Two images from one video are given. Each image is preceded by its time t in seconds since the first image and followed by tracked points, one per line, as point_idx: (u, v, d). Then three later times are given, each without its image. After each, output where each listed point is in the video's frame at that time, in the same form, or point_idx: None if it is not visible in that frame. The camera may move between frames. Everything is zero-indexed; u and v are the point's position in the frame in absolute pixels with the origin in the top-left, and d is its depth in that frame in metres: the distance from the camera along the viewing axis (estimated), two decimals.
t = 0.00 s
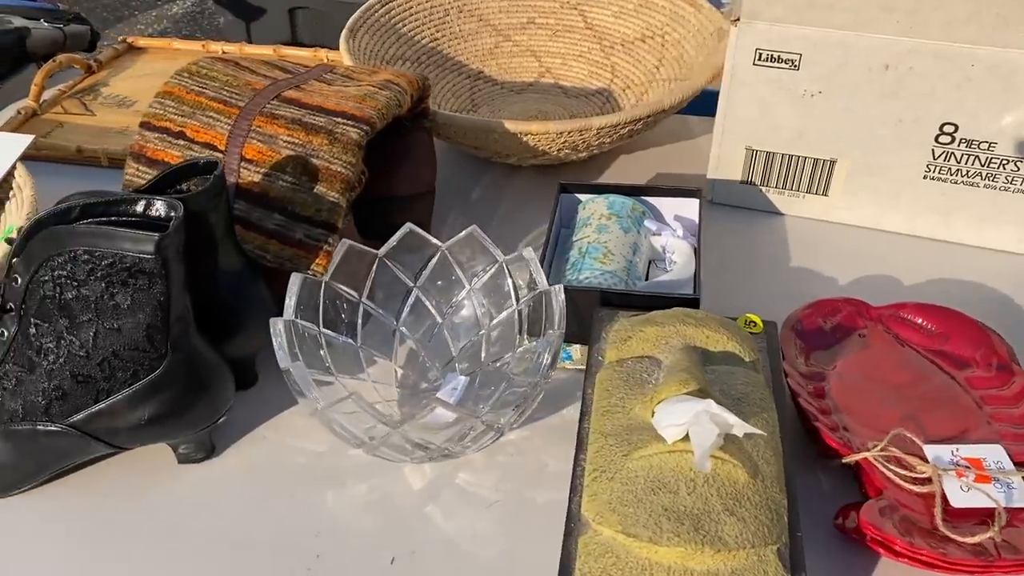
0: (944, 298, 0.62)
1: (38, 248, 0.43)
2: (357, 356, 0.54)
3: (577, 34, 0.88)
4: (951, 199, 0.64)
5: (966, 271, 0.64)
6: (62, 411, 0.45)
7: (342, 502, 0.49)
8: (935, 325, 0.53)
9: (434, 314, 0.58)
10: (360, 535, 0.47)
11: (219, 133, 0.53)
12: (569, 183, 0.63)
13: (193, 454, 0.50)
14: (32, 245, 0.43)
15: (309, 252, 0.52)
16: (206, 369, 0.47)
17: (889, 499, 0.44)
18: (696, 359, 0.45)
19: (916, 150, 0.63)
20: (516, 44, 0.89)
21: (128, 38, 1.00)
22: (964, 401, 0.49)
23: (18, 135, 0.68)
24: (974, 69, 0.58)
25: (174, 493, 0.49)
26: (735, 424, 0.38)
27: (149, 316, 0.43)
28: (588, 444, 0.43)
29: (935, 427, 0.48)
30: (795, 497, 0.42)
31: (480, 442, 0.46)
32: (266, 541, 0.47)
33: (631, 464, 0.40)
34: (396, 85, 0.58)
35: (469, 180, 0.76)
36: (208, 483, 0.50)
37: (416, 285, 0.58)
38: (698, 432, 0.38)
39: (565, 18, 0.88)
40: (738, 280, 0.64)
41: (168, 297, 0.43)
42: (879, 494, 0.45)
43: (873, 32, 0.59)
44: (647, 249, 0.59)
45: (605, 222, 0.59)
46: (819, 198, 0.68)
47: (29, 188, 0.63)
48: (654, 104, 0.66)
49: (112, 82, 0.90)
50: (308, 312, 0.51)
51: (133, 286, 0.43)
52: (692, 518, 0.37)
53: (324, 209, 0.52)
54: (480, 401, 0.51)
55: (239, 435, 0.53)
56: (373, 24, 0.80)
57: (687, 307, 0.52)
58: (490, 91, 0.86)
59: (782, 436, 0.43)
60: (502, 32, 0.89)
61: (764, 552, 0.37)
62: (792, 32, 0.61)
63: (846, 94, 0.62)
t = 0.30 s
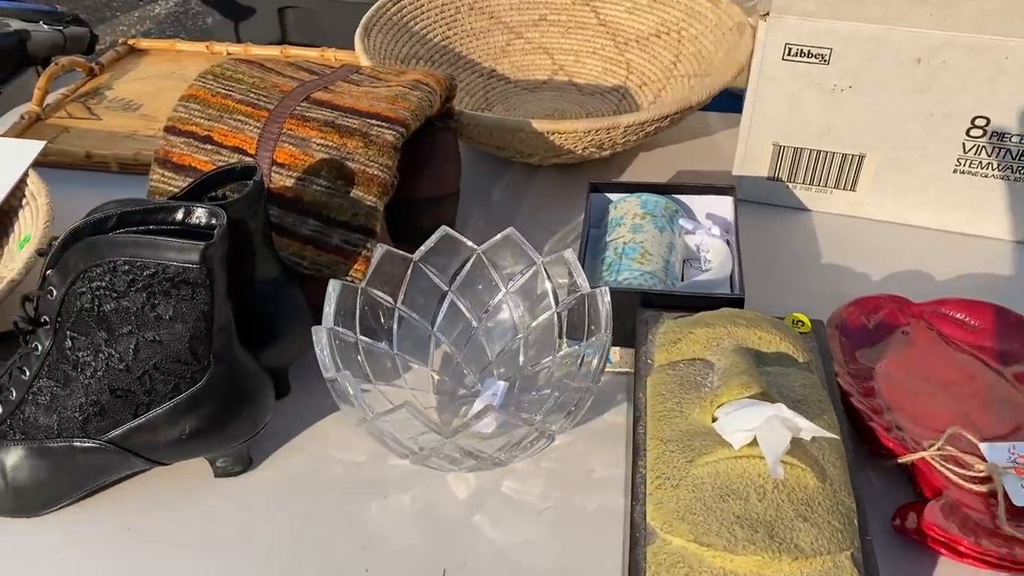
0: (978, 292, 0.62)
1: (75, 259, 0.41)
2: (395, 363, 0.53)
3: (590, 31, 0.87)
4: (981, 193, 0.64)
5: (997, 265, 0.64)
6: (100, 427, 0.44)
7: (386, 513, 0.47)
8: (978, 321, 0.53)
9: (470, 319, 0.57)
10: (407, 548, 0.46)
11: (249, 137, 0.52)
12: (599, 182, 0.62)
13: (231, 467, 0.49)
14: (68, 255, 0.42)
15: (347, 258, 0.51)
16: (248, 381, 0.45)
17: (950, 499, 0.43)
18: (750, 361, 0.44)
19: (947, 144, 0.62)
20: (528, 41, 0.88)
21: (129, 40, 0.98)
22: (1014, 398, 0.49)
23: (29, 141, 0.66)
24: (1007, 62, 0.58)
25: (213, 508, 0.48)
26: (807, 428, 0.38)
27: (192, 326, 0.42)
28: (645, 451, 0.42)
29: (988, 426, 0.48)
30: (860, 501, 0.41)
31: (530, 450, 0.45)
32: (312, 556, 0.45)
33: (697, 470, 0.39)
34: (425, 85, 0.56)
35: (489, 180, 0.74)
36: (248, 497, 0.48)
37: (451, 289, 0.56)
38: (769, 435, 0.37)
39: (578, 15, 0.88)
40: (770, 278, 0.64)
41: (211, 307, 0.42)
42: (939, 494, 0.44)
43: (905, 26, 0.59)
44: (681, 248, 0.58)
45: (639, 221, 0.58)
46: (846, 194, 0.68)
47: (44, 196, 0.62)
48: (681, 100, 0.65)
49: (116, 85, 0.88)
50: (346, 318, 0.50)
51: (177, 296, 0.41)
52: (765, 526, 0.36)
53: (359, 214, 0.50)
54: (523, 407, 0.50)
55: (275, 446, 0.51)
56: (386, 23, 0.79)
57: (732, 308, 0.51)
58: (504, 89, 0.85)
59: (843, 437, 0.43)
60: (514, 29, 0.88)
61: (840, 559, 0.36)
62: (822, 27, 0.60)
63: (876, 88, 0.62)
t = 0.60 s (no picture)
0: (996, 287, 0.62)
1: (104, 270, 0.40)
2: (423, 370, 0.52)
3: (594, 30, 0.87)
4: (997, 187, 0.64)
5: (1013, 259, 0.64)
6: (130, 441, 0.43)
7: (422, 523, 0.47)
8: (1005, 316, 0.52)
9: (495, 322, 0.56)
10: (446, 558, 0.45)
11: (270, 142, 0.51)
12: (617, 182, 0.61)
13: (261, 479, 0.48)
14: (96, 267, 0.40)
15: (375, 263, 0.50)
16: (281, 391, 0.44)
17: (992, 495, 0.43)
18: (789, 361, 0.44)
19: (963, 140, 0.62)
20: (532, 41, 0.87)
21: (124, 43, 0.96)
22: None
23: (34, 149, 0.64)
24: None
25: (243, 522, 0.47)
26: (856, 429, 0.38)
27: (227, 337, 0.41)
28: (688, 454, 0.42)
29: None
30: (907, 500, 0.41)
31: (570, 456, 0.44)
32: (349, 568, 0.45)
33: (747, 474, 0.39)
34: (445, 87, 0.56)
35: (501, 181, 0.74)
36: (279, 509, 0.47)
37: (475, 292, 0.55)
38: (821, 438, 0.37)
39: (582, 14, 0.87)
40: (789, 277, 0.64)
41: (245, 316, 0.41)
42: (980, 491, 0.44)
43: (923, 22, 0.59)
44: (704, 248, 0.58)
45: (661, 221, 0.57)
46: (861, 190, 0.68)
47: (52, 205, 0.60)
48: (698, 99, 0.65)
49: (114, 90, 0.86)
50: (375, 323, 0.49)
51: (211, 306, 0.40)
52: (820, 529, 0.36)
53: (387, 218, 0.50)
54: (556, 412, 0.50)
55: (303, 456, 0.50)
56: (392, 24, 0.78)
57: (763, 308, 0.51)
58: (510, 89, 0.84)
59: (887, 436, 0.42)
60: (518, 29, 0.87)
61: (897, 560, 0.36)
62: (839, 24, 0.60)
63: (893, 85, 0.62)
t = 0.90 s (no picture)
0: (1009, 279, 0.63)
1: (135, 274, 0.39)
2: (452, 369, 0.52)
3: (597, 28, 0.87)
4: (1008, 179, 0.64)
5: None
6: (160, 448, 0.42)
7: (454, 525, 0.46)
8: None
9: (518, 322, 0.56)
10: (480, 559, 0.45)
11: (292, 143, 0.50)
12: (632, 178, 0.61)
13: (289, 484, 0.47)
14: (126, 271, 0.40)
15: (401, 264, 0.49)
16: (312, 394, 0.44)
17: None
18: (821, 355, 0.44)
19: (975, 133, 0.62)
20: (535, 39, 0.87)
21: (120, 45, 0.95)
22: None
23: (41, 153, 0.63)
24: None
25: (272, 527, 0.46)
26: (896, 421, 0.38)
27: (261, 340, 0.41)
28: (727, 451, 0.41)
29: None
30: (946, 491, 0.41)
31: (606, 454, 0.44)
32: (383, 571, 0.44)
33: (790, 469, 0.39)
34: (463, 85, 0.55)
35: (511, 180, 0.74)
36: (309, 513, 0.47)
37: (498, 291, 0.55)
38: (865, 432, 0.38)
39: (585, 12, 0.87)
40: (805, 271, 0.64)
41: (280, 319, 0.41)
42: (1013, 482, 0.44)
43: (936, 16, 0.59)
44: (724, 243, 0.58)
45: (680, 217, 0.57)
46: (872, 184, 0.68)
47: (63, 209, 0.60)
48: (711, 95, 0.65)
49: (113, 93, 0.85)
50: (402, 324, 0.48)
51: (246, 309, 0.40)
52: (868, 524, 0.36)
53: (412, 218, 0.49)
54: (584, 410, 0.50)
55: (329, 460, 0.50)
56: (396, 24, 0.78)
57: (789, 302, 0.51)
58: (514, 88, 0.84)
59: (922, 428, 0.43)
60: (521, 27, 0.87)
61: (944, 551, 0.36)
62: (853, 19, 0.60)
63: (906, 79, 0.62)
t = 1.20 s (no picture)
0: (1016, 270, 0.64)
1: (162, 275, 0.39)
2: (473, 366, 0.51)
3: (599, 26, 0.87)
4: (1013, 172, 0.65)
5: None
6: (187, 450, 0.42)
7: (481, 523, 0.46)
8: None
9: (535, 319, 0.56)
10: (510, 557, 0.45)
11: (310, 142, 0.50)
12: (644, 175, 0.62)
13: (313, 484, 0.47)
14: (153, 273, 0.39)
15: (424, 262, 0.49)
16: (339, 393, 0.44)
17: None
18: (846, 348, 0.44)
19: (981, 128, 0.63)
20: (537, 38, 0.87)
21: (116, 46, 0.94)
22: None
23: (49, 155, 0.63)
24: None
25: (297, 528, 0.46)
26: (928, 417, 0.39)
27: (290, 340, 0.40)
28: (755, 445, 0.42)
29: None
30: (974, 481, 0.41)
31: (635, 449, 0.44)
32: (412, 571, 0.44)
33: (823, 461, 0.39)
34: (477, 83, 0.55)
35: (519, 179, 0.74)
36: (334, 514, 0.47)
37: (516, 287, 0.55)
38: (899, 424, 0.38)
39: (586, 10, 0.87)
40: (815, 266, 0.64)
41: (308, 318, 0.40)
42: None
43: (944, 11, 0.59)
44: (738, 239, 0.58)
45: (695, 213, 0.58)
46: (879, 179, 0.69)
47: (72, 211, 0.59)
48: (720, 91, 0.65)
49: (113, 94, 0.84)
50: (423, 323, 0.48)
51: (276, 308, 0.39)
52: (904, 513, 0.36)
53: (433, 216, 0.49)
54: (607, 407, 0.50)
55: (351, 460, 0.50)
56: (400, 23, 0.78)
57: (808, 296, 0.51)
58: (517, 86, 0.84)
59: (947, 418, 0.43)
60: (522, 26, 0.87)
61: (979, 540, 0.36)
62: (861, 14, 0.61)
63: (914, 74, 0.62)
